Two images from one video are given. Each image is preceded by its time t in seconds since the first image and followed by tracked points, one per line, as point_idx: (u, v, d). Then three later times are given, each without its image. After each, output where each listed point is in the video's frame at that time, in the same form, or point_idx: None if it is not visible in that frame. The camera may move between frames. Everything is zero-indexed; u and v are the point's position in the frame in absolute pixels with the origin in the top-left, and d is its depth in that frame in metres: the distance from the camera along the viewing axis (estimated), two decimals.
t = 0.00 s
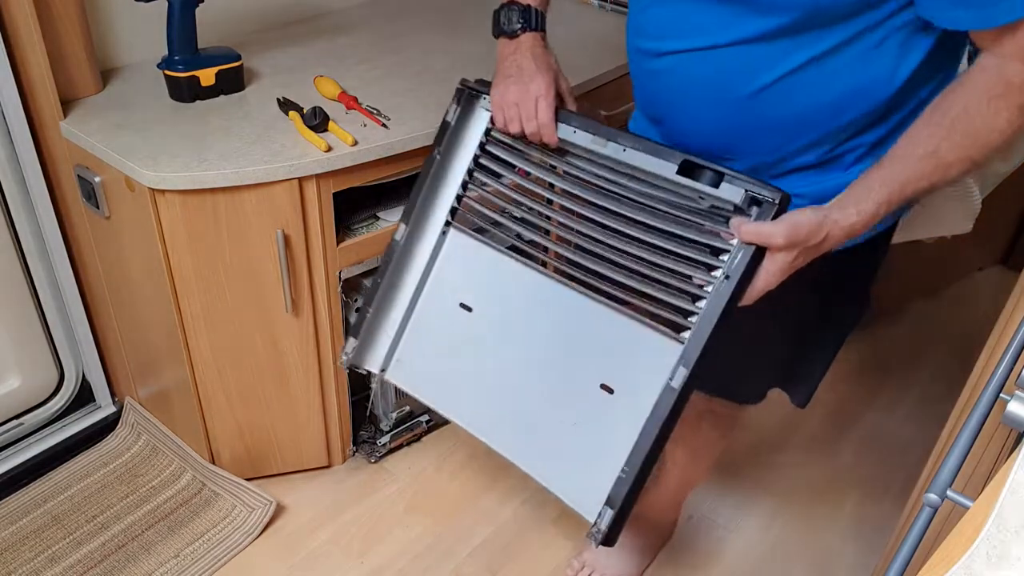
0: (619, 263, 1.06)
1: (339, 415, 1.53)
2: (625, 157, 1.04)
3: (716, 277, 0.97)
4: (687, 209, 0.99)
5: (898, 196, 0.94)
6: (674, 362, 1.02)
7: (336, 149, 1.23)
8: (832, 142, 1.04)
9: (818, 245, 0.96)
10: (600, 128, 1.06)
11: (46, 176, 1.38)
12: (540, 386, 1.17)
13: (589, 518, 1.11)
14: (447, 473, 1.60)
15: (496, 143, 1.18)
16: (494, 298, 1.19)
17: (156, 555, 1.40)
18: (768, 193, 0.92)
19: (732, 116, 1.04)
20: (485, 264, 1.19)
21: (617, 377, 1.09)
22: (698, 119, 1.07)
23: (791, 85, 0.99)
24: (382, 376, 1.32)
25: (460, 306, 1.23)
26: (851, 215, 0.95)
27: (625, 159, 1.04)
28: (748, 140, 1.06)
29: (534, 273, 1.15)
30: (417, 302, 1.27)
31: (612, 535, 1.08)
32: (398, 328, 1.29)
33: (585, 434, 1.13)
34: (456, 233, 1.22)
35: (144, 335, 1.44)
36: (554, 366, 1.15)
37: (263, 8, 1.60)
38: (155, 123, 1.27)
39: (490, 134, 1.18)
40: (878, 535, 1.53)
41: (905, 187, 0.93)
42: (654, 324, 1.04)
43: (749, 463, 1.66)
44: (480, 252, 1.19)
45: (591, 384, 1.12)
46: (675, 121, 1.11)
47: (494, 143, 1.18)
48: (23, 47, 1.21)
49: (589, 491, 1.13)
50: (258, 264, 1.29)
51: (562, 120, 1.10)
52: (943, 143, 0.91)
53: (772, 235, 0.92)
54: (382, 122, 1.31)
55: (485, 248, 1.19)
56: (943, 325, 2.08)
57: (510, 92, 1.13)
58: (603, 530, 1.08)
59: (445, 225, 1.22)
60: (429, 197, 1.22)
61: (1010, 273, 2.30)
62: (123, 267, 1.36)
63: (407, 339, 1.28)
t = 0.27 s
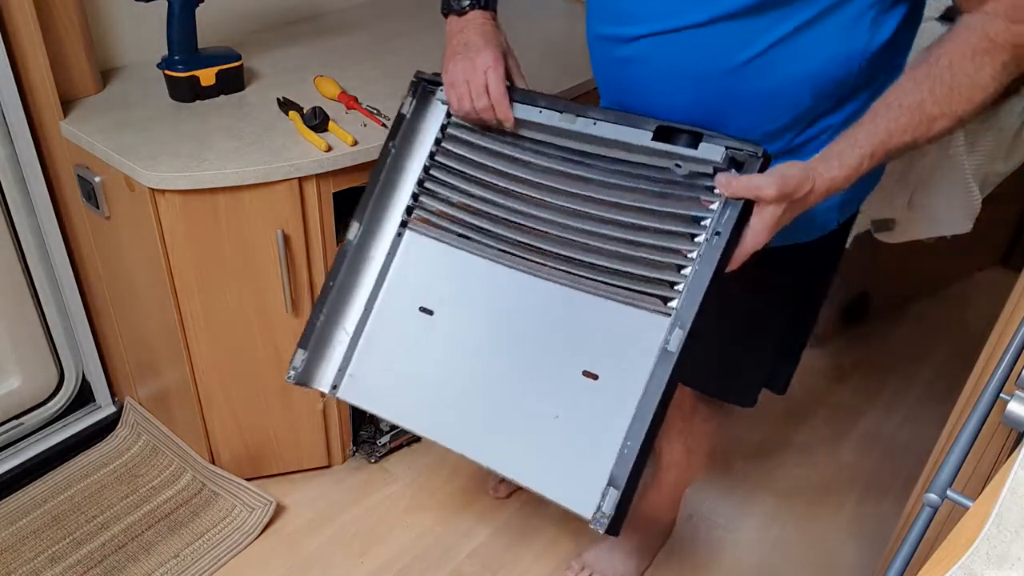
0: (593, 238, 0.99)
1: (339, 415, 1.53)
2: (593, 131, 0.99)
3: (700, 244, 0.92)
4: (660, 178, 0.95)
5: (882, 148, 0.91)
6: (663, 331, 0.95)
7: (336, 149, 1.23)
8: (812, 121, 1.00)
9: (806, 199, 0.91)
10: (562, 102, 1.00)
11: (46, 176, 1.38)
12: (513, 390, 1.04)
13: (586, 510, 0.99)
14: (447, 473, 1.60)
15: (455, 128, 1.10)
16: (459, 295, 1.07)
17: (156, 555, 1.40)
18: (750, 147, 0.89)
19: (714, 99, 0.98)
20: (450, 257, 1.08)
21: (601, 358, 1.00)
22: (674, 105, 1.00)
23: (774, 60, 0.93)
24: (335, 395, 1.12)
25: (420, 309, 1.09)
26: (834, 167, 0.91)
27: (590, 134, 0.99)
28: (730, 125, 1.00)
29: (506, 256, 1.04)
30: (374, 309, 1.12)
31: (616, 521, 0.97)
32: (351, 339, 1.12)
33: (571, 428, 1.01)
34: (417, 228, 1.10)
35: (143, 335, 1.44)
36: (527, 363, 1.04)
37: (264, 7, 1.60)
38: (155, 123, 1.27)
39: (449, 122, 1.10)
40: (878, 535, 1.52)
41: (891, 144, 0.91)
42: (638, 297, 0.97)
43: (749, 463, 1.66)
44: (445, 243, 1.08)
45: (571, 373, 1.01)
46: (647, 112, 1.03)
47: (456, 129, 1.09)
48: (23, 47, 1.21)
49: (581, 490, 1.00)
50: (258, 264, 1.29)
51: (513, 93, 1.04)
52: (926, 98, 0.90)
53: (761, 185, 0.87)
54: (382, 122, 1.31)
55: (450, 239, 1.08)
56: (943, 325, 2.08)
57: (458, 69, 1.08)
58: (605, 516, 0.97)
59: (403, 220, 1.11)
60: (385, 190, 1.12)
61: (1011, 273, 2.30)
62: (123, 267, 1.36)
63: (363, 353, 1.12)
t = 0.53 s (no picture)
0: (595, 225, 1.04)
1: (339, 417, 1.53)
2: (572, 124, 1.04)
3: (697, 209, 1.00)
4: (642, 156, 1.03)
5: (854, 96, 1.00)
6: (681, 296, 1.00)
7: (336, 149, 1.23)
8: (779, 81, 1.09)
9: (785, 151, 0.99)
10: (534, 103, 1.04)
11: (45, 176, 1.38)
12: (527, 400, 1.04)
13: (642, 489, 0.99)
14: (447, 473, 1.60)
15: (424, 147, 1.11)
16: (456, 309, 1.07)
17: (156, 554, 1.40)
18: (727, 111, 0.98)
19: (693, 67, 1.06)
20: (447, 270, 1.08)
21: (620, 340, 1.02)
22: (652, 74, 1.08)
23: (745, 26, 1.02)
24: (354, 438, 1.08)
25: (423, 335, 1.08)
26: (809, 113, 0.99)
27: (566, 128, 1.04)
28: (707, 89, 1.09)
29: (514, 260, 1.06)
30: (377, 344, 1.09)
31: (679, 486, 0.97)
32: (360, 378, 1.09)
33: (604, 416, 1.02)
34: (407, 253, 1.10)
35: (143, 336, 1.44)
36: (536, 369, 1.04)
37: (263, 8, 1.60)
38: (154, 123, 1.27)
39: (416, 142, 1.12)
40: (879, 535, 1.53)
41: (864, 89, 1.01)
42: (643, 275, 1.02)
43: (749, 463, 1.66)
44: (446, 256, 1.08)
45: (591, 362, 1.03)
46: (625, 81, 1.11)
47: (423, 152, 1.11)
48: (23, 47, 1.21)
49: (633, 470, 1.00)
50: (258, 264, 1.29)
51: (476, 109, 1.06)
52: (890, 47, 1.00)
53: (745, 141, 0.96)
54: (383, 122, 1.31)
55: (451, 252, 1.08)
56: (944, 325, 2.08)
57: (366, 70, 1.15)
58: (665, 487, 0.98)
59: (392, 247, 1.10)
60: (369, 214, 1.10)
61: (1011, 273, 2.30)
62: (123, 268, 1.36)
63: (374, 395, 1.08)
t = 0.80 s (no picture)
0: (601, 232, 1.05)
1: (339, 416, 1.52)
2: (569, 140, 1.06)
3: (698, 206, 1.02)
4: (639, 163, 1.05)
5: (833, 83, 1.07)
6: (691, 287, 1.01)
7: (336, 149, 1.23)
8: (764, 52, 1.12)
9: (778, 144, 1.04)
10: (529, 125, 1.07)
11: (46, 176, 1.38)
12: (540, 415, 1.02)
13: (671, 481, 0.96)
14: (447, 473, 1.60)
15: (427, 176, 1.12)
16: (466, 326, 1.06)
17: (156, 554, 1.40)
18: (717, 112, 1.02)
19: (694, 47, 1.06)
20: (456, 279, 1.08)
21: (632, 339, 1.02)
22: (655, 59, 1.08)
23: None
24: (370, 469, 1.03)
25: (435, 359, 1.06)
26: (796, 108, 1.05)
27: (563, 144, 1.06)
28: (708, 68, 1.09)
29: (522, 266, 1.06)
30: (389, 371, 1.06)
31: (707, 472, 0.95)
32: (375, 407, 1.05)
33: (623, 414, 1.00)
34: (415, 279, 1.09)
35: (144, 336, 1.44)
36: (547, 382, 1.03)
37: (264, 7, 1.60)
38: (155, 123, 1.27)
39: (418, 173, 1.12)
40: (878, 535, 1.53)
41: (841, 75, 1.07)
42: (652, 274, 1.03)
43: (749, 463, 1.66)
44: (456, 275, 1.08)
45: (605, 364, 1.02)
46: (626, 72, 1.10)
47: (426, 184, 1.11)
48: (24, 47, 1.21)
49: (659, 462, 0.97)
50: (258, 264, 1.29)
51: (475, 135, 1.09)
52: (859, 33, 1.07)
53: (741, 133, 1.00)
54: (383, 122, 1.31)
55: (463, 271, 1.08)
56: (944, 325, 2.08)
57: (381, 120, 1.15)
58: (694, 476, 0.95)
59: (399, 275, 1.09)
60: (376, 242, 1.10)
61: (1011, 273, 2.29)
62: (123, 268, 1.36)
63: (384, 414, 1.05)
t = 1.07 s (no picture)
0: (594, 232, 1.04)
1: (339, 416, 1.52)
2: (561, 147, 1.08)
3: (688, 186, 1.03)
4: (631, 168, 1.07)
5: (820, 81, 1.06)
6: (683, 264, 0.99)
7: (336, 149, 1.23)
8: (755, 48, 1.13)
9: (770, 137, 1.03)
10: (523, 138, 1.09)
11: (46, 176, 1.38)
12: (529, 403, 0.92)
13: (671, 435, 0.85)
14: (447, 473, 1.60)
15: (420, 196, 1.12)
16: (454, 332, 0.99)
17: (156, 554, 1.40)
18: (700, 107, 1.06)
19: (694, 50, 1.06)
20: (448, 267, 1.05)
21: (624, 323, 0.97)
22: (655, 64, 1.07)
23: None
24: (344, 469, 0.89)
25: (420, 361, 0.97)
26: (786, 105, 1.04)
27: (557, 154, 1.09)
28: (705, 70, 1.09)
29: (516, 253, 1.05)
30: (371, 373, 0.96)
31: (710, 416, 0.85)
32: (355, 408, 0.93)
33: (617, 383, 0.92)
34: (404, 285, 1.04)
35: (144, 336, 1.44)
36: (539, 366, 0.95)
37: (264, 7, 1.60)
38: (154, 123, 1.27)
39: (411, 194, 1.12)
40: (879, 535, 1.53)
41: (828, 73, 1.06)
42: (645, 262, 1.01)
43: (749, 463, 1.66)
44: (447, 279, 1.03)
45: (597, 344, 0.96)
46: (627, 78, 1.09)
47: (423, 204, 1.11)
48: (24, 47, 1.21)
49: (656, 421, 0.87)
50: (258, 264, 1.29)
51: (472, 150, 1.10)
52: (845, 32, 1.06)
53: (728, 118, 1.02)
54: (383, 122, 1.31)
55: (452, 276, 1.04)
56: (944, 325, 2.08)
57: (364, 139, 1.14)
58: (696, 421, 0.84)
59: (389, 284, 1.04)
60: (368, 252, 1.06)
61: (1011, 273, 2.29)
62: (123, 269, 1.36)
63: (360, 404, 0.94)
